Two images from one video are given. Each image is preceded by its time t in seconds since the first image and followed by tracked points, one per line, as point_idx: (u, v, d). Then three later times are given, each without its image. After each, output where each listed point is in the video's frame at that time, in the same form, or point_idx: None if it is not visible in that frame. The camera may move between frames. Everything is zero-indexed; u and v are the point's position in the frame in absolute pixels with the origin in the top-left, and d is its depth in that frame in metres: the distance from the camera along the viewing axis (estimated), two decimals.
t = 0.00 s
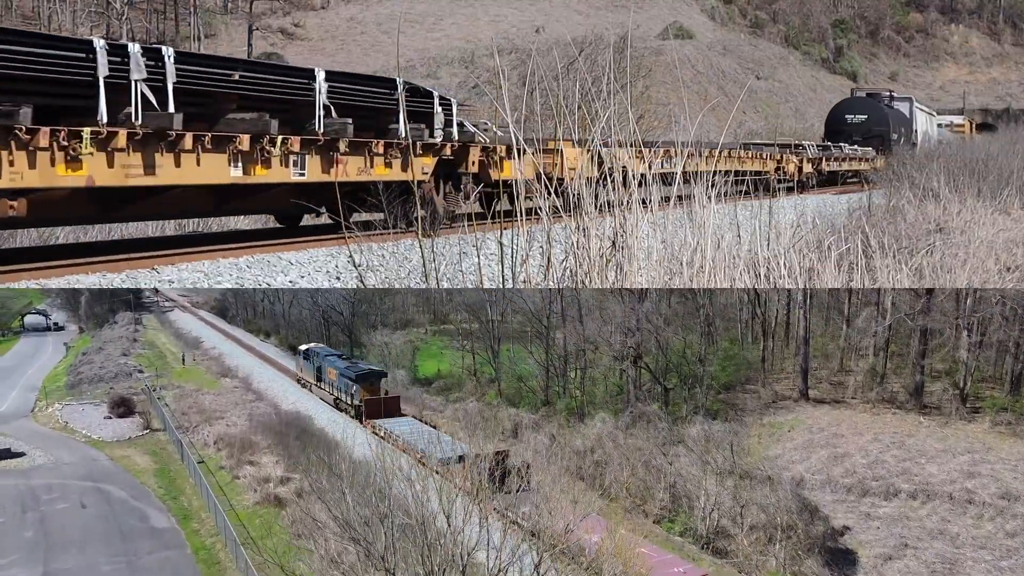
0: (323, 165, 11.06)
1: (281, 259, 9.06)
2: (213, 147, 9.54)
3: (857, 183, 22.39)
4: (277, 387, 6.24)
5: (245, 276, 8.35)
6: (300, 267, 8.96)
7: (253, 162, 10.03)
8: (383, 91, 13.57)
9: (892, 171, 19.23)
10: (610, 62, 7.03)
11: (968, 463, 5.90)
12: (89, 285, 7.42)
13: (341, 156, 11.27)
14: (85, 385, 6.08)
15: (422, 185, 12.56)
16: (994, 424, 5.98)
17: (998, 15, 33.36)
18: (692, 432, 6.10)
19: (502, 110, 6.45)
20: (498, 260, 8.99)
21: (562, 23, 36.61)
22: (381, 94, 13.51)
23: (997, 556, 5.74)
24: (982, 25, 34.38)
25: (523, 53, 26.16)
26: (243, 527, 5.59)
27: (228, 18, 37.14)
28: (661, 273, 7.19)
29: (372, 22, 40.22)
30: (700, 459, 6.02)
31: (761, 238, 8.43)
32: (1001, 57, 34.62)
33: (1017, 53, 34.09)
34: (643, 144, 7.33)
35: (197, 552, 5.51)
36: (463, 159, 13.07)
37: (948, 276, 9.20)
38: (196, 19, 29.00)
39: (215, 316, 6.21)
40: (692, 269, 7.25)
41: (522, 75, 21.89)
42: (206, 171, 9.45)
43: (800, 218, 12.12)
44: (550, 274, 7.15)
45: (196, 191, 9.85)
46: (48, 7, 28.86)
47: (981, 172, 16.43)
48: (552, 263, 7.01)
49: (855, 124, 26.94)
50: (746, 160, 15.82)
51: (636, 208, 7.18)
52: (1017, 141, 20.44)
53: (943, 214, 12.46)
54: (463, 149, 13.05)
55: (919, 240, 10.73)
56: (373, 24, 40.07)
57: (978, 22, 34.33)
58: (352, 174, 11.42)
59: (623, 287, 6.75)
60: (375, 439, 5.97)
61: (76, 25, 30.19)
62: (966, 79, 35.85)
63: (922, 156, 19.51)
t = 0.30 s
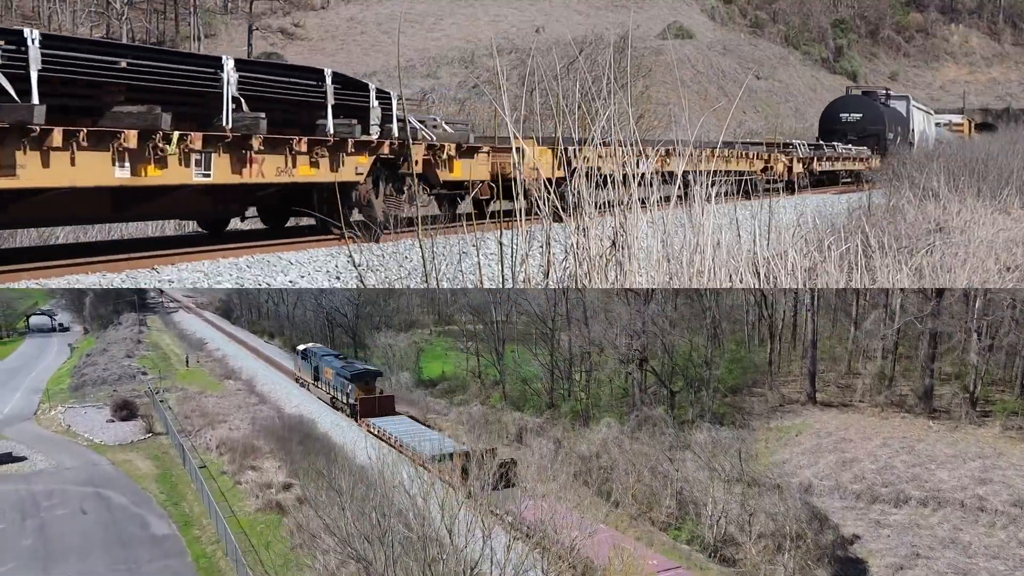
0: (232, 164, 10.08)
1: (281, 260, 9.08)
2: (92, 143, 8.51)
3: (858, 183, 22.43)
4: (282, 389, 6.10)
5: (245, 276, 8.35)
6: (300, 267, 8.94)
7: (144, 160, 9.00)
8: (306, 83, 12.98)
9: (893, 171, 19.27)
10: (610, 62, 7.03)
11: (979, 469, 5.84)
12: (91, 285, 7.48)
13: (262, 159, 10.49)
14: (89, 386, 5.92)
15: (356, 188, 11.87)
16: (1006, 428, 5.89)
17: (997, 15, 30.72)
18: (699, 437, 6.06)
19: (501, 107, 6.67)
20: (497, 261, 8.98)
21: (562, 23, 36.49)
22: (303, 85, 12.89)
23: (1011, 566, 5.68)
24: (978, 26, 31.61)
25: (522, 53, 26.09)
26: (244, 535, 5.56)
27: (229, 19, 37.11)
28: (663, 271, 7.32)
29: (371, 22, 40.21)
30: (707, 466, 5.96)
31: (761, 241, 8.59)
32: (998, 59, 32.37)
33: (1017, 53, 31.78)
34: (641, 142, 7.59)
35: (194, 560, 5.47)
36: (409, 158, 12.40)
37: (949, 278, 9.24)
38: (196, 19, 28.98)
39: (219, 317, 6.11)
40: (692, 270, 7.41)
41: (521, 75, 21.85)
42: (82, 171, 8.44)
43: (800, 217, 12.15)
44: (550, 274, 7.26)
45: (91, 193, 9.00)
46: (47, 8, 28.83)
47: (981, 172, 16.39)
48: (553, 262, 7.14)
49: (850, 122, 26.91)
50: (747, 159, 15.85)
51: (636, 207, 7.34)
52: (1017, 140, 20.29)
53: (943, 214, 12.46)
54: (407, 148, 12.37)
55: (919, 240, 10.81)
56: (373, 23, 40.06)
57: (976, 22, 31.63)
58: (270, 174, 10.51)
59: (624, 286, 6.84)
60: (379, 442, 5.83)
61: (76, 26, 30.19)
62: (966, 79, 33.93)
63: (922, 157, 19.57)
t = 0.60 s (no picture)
0: (116, 164, 9.11)
1: (281, 259, 9.25)
2: None
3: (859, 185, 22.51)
4: (286, 392, 6.06)
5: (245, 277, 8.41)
6: (301, 268, 9.03)
7: (3, 161, 8.11)
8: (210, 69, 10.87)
9: (893, 171, 19.27)
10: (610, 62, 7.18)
11: (990, 477, 5.91)
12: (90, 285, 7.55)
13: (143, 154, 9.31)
14: (91, 390, 5.86)
15: (277, 189, 11.14)
16: (1016, 434, 5.94)
17: (996, 14, 23.68)
18: (706, 447, 5.95)
19: (502, 110, 6.75)
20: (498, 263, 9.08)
21: (563, 22, 35.25)
22: (212, 75, 10.83)
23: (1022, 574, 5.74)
24: (980, 26, 24.08)
25: (521, 50, 25.93)
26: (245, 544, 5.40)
27: (227, 18, 36.91)
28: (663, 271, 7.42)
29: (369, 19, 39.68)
30: (713, 472, 5.88)
31: (761, 241, 8.68)
32: (998, 58, 25.43)
33: (1018, 53, 24.87)
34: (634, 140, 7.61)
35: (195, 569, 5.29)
36: (336, 157, 11.93)
37: (947, 279, 9.36)
38: (194, 18, 28.81)
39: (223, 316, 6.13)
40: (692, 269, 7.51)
41: (520, 72, 21.73)
42: None
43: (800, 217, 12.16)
44: (550, 275, 7.38)
45: None
46: (44, 7, 28.70)
47: (981, 171, 16.37)
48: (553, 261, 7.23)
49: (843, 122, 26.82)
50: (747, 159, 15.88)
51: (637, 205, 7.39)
52: (1017, 141, 20.13)
53: (943, 214, 12.46)
54: (334, 146, 11.90)
55: (920, 241, 10.90)
56: (370, 20, 38.77)
57: (978, 21, 24.06)
58: (166, 176, 9.56)
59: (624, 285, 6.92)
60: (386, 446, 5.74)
61: (74, 24, 30.11)
62: (965, 80, 26.79)
63: (923, 157, 19.62)
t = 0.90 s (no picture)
0: None
1: (281, 259, 9.17)
2: None
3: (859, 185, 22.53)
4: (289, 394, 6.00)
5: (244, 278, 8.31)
6: (300, 267, 8.96)
7: None
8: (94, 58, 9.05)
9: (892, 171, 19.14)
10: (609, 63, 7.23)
11: (1001, 483, 5.80)
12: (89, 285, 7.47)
13: (64, 150, 7.88)
14: (93, 394, 5.75)
15: (178, 194, 9.34)
16: None
17: (997, 14, 24.74)
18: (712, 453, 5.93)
19: (503, 108, 6.65)
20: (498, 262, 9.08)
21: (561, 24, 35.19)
22: (89, 62, 8.97)
23: None
24: (980, 28, 25.49)
25: (521, 49, 25.81)
26: (245, 551, 5.40)
27: (227, 18, 36.82)
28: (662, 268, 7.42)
29: (371, 22, 39.86)
30: (720, 478, 5.86)
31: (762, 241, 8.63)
32: (998, 59, 25.90)
33: (1018, 55, 25.50)
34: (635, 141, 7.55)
35: None
36: (248, 157, 10.24)
37: (948, 278, 9.30)
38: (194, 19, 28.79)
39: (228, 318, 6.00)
40: (691, 269, 7.49)
41: (519, 72, 21.63)
42: None
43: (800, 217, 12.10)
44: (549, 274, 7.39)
45: None
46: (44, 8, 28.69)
47: (981, 171, 16.27)
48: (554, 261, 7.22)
49: (839, 120, 26.16)
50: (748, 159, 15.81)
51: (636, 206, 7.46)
52: (1016, 141, 19.96)
53: (943, 214, 12.36)
54: (247, 144, 10.19)
55: (920, 240, 10.83)
56: (372, 23, 39.77)
57: (979, 22, 25.47)
58: (30, 178, 7.62)
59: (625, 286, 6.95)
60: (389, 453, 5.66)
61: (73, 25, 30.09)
62: (965, 82, 27.17)
63: (922, 158, 19.54)
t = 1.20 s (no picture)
0: None
1: (281, 259, 9.07)
2: None
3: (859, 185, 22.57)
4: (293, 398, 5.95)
5: (244, 276, 8.32)
6: (300, 267, 8.91)
7: None
8: None
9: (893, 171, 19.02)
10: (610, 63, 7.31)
11: (1015, 489, 5.79)
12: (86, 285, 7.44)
13: (12, 155, 7.46)
14: (98, 395, 5.73)
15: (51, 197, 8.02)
16: None
17: (996, 15, 21.48)
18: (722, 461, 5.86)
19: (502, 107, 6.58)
20: (500, 263, 9.05)
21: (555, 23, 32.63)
22: None
23: None
24: (980, 27, 21.96)
25: (521, 50, 25.67)
26: (247, 559, 5.36)
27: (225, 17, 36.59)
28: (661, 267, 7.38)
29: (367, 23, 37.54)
30: (728, 485, 5.80)
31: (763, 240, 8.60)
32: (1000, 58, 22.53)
33: (1019, 54, 22.13)
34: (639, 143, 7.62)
35: None
36: (137, 155, 8.74)
37: (948, 279, 9.23)
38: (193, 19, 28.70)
39: (234, 320, 5.95)
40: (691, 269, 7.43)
41: (519, 72, 21.49)
42: None
43: (800, 217, 12.02)
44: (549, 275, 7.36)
45: None
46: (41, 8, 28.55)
47: (981, 172, 16.13)
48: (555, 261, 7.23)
49: (832, 119, 26.59)
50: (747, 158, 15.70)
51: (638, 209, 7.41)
52: (1016, 142, 19.80)
53: (943, 214, 12.27)
54: (135, 140, 8.70)
55: (920, 241, 10.74)
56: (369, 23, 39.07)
57: (979, 22, 21.95)
58: None
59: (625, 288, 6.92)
60: (391, 457, 5.61)
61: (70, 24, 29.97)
62: (964, 80, 23.36)
63: (923, 158, 19.42)
